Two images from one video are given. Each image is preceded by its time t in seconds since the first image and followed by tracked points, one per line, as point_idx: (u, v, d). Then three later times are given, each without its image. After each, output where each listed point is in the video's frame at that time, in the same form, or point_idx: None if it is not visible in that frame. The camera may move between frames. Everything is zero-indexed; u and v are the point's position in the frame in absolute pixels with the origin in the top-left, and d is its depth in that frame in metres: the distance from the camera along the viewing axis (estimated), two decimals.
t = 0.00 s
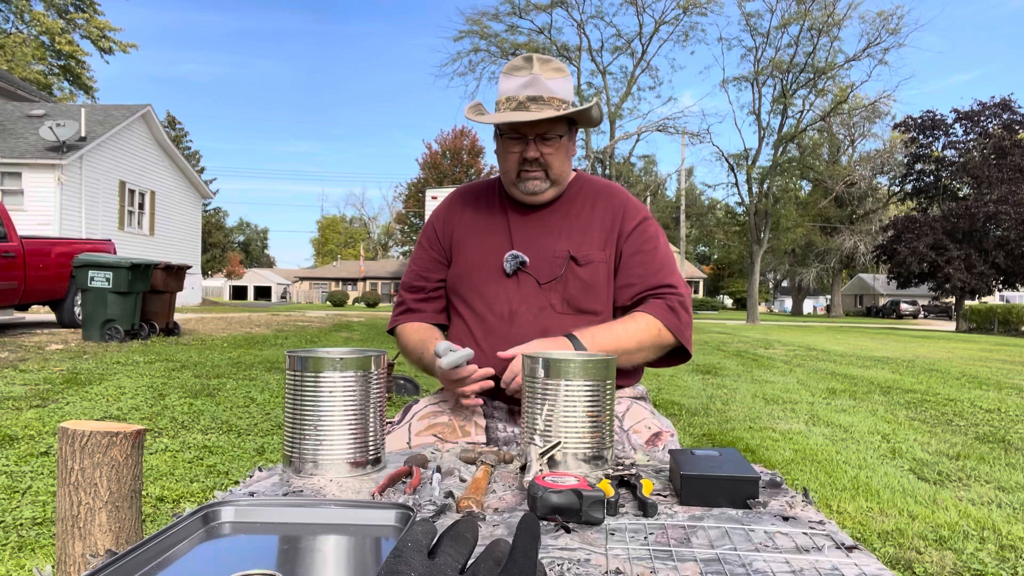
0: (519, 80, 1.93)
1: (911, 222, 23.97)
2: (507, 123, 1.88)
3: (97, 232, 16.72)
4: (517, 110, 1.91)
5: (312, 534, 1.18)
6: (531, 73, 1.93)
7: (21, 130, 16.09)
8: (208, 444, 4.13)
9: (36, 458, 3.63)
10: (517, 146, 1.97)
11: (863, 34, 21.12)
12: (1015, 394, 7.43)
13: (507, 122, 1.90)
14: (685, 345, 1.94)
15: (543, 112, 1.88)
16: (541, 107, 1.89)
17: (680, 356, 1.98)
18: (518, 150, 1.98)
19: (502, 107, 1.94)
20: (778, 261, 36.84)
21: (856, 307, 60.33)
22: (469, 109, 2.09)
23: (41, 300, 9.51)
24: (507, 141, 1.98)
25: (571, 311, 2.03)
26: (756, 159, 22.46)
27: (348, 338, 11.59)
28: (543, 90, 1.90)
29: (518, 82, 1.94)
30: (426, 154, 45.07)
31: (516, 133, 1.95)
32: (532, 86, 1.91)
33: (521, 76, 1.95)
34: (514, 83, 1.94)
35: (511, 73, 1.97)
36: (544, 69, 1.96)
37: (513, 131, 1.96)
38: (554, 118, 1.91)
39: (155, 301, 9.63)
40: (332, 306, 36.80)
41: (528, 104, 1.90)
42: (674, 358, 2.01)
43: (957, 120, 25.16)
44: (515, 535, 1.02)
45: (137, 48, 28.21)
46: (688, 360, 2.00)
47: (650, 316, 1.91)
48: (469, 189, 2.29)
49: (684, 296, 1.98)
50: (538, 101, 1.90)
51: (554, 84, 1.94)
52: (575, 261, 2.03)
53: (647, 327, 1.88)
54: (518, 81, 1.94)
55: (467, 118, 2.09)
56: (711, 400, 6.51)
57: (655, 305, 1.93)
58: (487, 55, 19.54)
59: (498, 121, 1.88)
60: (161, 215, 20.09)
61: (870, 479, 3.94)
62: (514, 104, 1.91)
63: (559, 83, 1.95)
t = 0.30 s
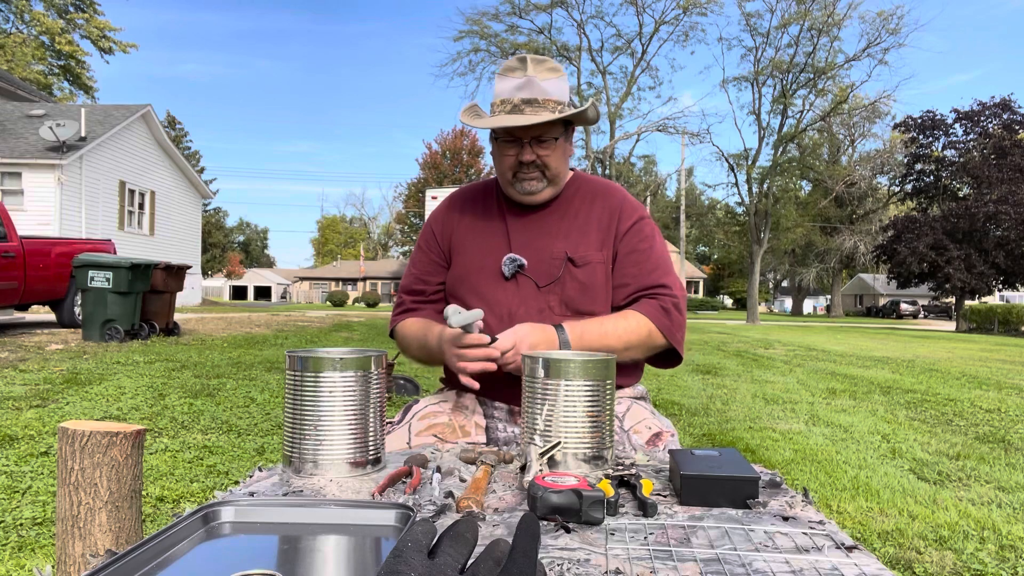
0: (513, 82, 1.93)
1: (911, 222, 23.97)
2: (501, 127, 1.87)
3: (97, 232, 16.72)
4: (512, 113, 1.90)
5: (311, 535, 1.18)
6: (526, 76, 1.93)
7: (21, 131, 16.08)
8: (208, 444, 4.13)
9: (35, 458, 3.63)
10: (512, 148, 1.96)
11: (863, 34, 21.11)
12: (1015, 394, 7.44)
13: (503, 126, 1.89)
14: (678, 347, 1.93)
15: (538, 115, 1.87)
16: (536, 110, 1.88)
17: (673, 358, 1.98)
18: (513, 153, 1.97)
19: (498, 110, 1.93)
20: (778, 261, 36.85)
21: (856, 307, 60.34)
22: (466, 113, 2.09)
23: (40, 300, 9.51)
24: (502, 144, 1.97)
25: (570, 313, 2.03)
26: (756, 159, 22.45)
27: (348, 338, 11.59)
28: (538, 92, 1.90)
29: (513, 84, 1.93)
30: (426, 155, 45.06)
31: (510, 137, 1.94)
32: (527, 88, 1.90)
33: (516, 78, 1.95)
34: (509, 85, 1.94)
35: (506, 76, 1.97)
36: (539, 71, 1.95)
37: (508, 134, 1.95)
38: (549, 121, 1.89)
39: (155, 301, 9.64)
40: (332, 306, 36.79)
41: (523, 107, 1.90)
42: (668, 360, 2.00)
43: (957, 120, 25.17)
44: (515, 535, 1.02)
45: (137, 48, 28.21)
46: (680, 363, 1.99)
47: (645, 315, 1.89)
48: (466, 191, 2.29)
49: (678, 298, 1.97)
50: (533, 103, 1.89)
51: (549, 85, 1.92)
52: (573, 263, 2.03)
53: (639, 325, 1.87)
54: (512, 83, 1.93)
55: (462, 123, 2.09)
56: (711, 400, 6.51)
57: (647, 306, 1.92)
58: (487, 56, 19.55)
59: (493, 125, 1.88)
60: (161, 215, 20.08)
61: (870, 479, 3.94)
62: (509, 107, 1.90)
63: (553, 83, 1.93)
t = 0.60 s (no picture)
0: (500, 82, 1.90)
1: (911, 222, 23.96)
2: (490, 127, 1.84)
3: (97, 232, 16.71)
4: (500, 114, 1.87)
5: (311, 535, 1.18)
6: (511, 75, 1.90)
7: (21, 131, 16.07)
8: (208, 444, 4.13)
9: (35, 459, 3.63)
10: (503, 148, 1.94)
11: (863, 34, 21.11)
12: (1015, 394, 7.44)
13: (489, 127, 1.86)
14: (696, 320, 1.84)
15: (526, 113, 1.83)
16: (525, 108, 1.84)
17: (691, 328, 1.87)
18: (503, 153, 1.95)
19: (486, 111, 1.90)
20: (778, 261, 36.84)
21: (856, 306, 60.36)
22: (455, 118, 2.08)
23: (40, 300, 9.51)
24: (492, 144, 1.95)
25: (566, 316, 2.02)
26: (756, 159, 22.44)
27: (348, 338, 11.59)
28: (524, 91, 1.86)
29: (500, 84, 1.90)
30: (427, 155, 45.07)
31: (500, 137, 1.92)
32: (514, 87, 1.87)
33: (502, 78, 1.91)
34: (494, 87, 1.91)
35: (493, 76, 1.94)
36: (525, 70, 1.91)
37: (497, 135, 1.92)
38: (538, 118, 1.86)
39: (155, 301, 9.64)
40: (332, 306, 36.77)
41: (509, 107, 1.87)
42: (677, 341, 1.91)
43: (957, 120, 25.20)
44: (515, 535, 1.02)
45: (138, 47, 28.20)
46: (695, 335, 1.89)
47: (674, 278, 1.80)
48: (458, 194, 2.29)
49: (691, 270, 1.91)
50: (521, 102, 1.85)
51: (536, 84, 1.88)
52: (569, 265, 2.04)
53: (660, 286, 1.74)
54: (499, 84, 1.90)
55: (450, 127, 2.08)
56: (711, 400, 6.51)
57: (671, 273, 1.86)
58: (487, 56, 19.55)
59: (481, 126, 1.85)
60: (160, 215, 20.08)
61: (870, 479, 3.94)
62: (497, 108, 1.87)
63: (541, 81, 1.89)
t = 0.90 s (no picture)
0: (478, 80, 1.87)
1: (911, 222, 23.98)
2: (469, 126, 1.81)
3: (97, 232, 16.71)
4: (479, 112, 1.84)
5: (312, 534, 1.17)
6: (490, 72, 1.86)
7: (21, 131, 16.07)
8: (208, 444, 4.13)
9: (35, 458, 3.63)
10: (486, 147, 1.91)
11: (863, 35, 21.11)
12: (1015, 394, 7.44)
13: (468, 126, 1.83)
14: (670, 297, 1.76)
15: (504, 109, 1.80)
16: (505, 105, 1.80)
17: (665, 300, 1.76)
18: (486, 152, 1.92)
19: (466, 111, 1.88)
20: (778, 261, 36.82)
21: (856, 307, 60.42)
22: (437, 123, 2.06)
23: (40, 300, 9.51)
24: (475, 144, 1.92)
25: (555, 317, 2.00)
26: (756, 159, 22.44)
27: (348, 338, 11.59)
28: (504, 87, 1.82)
29: (478, 84, 1.87)
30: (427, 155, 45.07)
31: (481, 136, 1.89)
32: (492, 85, 1.83)
33: (480, 77, 1.88)
34: (474, 86, 1.88)
35: (472, 77, 1.91)
36: (503, 65, 1.86)
37: (479, 134, 1.89)
38: (518, 113, 1.82)
39: (155, 301, 9.65)
40: (332, 306, 36.77)
41: (490, 105, 1.83)
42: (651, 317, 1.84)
43: (957, 120, 25.23)
44: (515, 536, 1.02)
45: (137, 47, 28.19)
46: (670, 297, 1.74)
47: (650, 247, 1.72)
48: (448, 191, 2.28)
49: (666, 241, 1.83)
50: (500, 99, 1.82)
51: (515, 80, 1.84)
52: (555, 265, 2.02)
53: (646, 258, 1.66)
54: (477, 83, 1.88)
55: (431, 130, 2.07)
56: (711, 400, 6.51)
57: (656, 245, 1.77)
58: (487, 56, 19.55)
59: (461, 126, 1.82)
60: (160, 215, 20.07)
61: (870, 479, 3.94)
62: (477, 107, 1.84)
63: (520, 77, 1.84)
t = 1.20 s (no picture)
0: (454, 79, 1.82)
1: (911, 222, 23.97)
2: (447, 129, 1.77)
3: (98, 232, 16.72)
4: (456, 113, 1.80)
5: (312, 535, 1.18)
6: (467, 69, 1.80)
7: (21, 131, 16.06)
8: (209, 444, 4.13)
9: (35, 458, 3.63)
10: (464, 151, 1.87)
11: (863, 34, 21.13)
12: (1015, 394, 7.44)
13: (444, 129, 1.79)
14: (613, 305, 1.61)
15: (481, 112, 1.75)
16: (482, 107, 1.76)
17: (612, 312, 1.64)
18: (466, 156, 1.88)
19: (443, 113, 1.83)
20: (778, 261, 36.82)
21: (856, 307, 60.46)
22: (410, 130, 2.00)
23: (41, 300, 9.51)
24: (454, 148, 1.87)
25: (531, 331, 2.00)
26: (756, 159, 22.44)
27: (349, 338, 11.59)
28: (481, 87, 1.78)
29: (454, 82, 1.82)
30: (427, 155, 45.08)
31: (460, 139, 1.84)
32: (469, 84, 1.79)
33: (456, 76, 1.83)
34: (450, 85, 1.83)
35: (447, 76, 1.86)
36: (480, 62, 1.81)
37: (457, 137, 1.85)
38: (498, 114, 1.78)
39: (155, 301, 9.66)
40: (332, 306, 36.74)
41: (466, 106, 1.79)
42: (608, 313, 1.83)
43: (957, 120, 25.27)
44: (514, 536, 1.02)
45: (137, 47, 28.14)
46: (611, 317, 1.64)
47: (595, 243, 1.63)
48: (431, 186, 2.25)
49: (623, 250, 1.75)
50: (477, 100, 1.77)
51: (492, 77, 1.79)
52: (531, 276, 2.00)
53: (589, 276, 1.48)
54: (453, 82, 1.82)
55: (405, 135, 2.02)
56: (711, 400, 6.51)
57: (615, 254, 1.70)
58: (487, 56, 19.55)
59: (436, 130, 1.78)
60: (161, 215, 20.08)
61: (870, 479, 3.94)
62: (453, 107, 1.80)
63: (497, 74, 1.80)
